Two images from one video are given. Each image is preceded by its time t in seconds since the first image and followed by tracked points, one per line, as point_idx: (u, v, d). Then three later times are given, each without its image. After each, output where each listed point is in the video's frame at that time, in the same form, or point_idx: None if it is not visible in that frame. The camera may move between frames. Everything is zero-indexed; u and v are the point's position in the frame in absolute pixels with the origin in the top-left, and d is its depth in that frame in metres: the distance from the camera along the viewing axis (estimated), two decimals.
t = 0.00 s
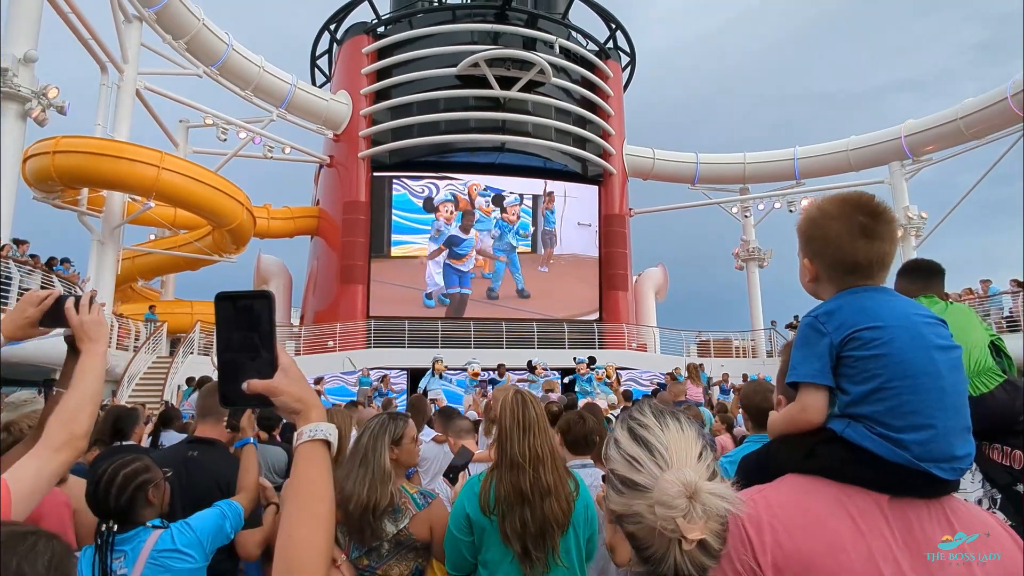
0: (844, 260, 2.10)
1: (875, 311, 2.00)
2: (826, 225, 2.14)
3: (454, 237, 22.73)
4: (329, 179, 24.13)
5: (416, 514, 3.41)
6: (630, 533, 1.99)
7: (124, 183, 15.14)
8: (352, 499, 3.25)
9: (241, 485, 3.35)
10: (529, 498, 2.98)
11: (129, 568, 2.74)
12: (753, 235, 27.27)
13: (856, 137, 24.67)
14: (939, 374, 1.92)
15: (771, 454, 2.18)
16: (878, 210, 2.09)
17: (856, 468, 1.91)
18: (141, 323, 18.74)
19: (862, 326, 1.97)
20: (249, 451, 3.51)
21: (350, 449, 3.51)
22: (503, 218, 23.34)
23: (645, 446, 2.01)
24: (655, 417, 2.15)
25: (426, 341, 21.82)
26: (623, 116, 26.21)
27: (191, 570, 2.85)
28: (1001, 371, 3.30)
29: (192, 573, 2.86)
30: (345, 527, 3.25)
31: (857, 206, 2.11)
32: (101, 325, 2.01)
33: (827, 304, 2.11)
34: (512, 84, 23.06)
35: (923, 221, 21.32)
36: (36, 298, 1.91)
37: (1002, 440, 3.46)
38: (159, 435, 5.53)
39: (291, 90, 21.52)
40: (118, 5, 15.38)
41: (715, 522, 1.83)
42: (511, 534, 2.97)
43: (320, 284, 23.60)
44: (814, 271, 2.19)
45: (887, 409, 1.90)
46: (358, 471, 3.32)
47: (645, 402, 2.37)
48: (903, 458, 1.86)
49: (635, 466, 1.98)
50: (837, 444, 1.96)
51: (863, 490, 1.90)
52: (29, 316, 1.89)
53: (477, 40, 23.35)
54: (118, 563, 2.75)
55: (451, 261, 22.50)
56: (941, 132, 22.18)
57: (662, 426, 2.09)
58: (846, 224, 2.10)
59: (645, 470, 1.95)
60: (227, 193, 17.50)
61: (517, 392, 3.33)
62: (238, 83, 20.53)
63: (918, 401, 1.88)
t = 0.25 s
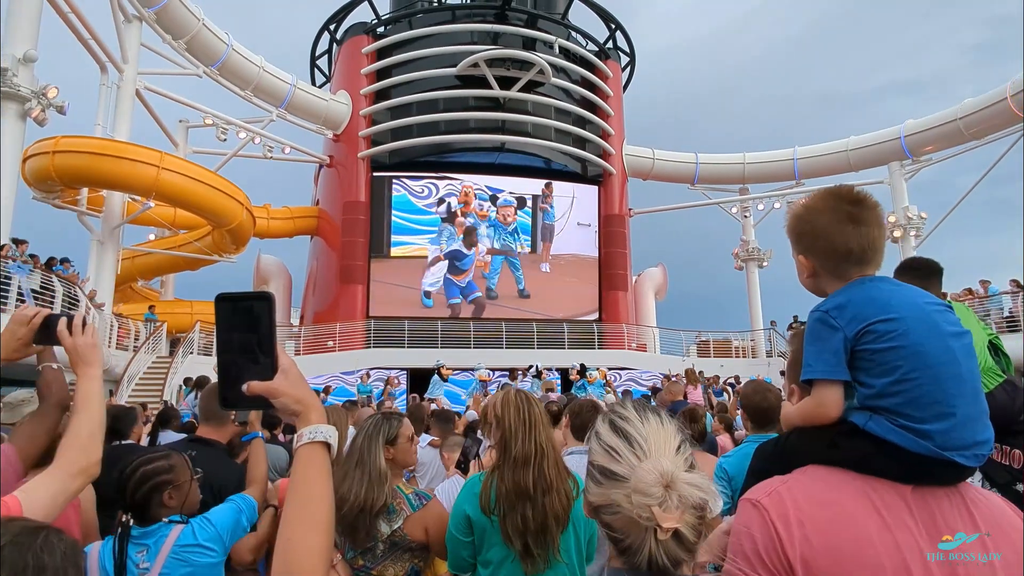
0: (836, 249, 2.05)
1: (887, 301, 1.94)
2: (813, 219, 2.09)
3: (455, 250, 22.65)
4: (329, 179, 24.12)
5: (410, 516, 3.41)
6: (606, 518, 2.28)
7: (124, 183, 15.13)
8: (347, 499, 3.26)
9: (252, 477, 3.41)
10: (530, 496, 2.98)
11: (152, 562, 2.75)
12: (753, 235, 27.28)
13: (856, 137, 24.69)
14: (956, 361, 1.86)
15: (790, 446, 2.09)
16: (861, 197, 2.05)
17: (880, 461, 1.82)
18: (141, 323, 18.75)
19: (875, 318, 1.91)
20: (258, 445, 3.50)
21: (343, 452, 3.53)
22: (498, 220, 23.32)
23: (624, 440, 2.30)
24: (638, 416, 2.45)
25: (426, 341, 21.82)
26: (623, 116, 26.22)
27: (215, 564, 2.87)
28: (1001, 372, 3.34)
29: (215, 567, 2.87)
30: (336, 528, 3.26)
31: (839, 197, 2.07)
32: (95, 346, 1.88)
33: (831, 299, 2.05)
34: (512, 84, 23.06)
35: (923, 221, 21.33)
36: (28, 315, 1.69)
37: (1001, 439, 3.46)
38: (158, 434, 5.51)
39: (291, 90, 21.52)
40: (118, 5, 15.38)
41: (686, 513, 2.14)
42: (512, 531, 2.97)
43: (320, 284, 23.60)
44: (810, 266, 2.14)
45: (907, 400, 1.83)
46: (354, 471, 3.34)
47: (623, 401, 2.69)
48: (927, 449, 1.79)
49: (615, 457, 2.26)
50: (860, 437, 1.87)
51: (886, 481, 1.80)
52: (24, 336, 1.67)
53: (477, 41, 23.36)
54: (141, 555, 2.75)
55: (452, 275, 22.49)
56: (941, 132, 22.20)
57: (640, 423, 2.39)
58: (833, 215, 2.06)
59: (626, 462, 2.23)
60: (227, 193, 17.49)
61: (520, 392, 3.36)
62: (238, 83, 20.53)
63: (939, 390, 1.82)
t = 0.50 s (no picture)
0: (842, 263, 2.07)
1: (902, 319, 1.95)
2: (818, 233, 2.13)
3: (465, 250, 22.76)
4: (329, 179, 24.11)
5: (412, 517, 3.37)
6: (571, 511, 2.00)
7: (124, 183, 15.12)
8: (346, 499, 3.27)
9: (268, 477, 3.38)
10: (533, 493, 2.99)
11: (184, 566, 2.73)
12: (753, 235, 27.27)
13: (856, 137, 24.68)
14: (974, 378, 1.89)
15: (805, 464, 2.03)
16: (867, 212, 2.09)
17: (902, 478, 1.79)
18: (141, 323, 18.74)
19: (894, 336, 1.92)
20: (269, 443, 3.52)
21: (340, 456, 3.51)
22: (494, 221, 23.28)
23: (590, 426, 2.06)
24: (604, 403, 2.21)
25: (426, 341, 21.82)
26: (623, 116, 26.21)
27: (243, 565, 2.86)
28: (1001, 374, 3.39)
29: (243, 568, 2.86)
30: (336, 527, 3.27)
31: (846, 211, 2.10)
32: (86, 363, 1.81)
33: (844, 315, 2.05)
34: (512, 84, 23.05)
35: (923, 221, 21.32)
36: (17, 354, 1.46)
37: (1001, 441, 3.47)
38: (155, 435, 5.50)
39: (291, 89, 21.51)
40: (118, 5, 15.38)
41: (651, 499, 1.92)
42: (513, 531, 2.97)
43: (320, 284, 23.59)
44: (816, 281, 2.16)
45: (928, 418, 1.83)
46: (353, 472, 3.35)
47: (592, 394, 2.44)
48: (948, 464, 1.77)
49: (579, 444, 2.02)
50: (879, 454, 1.85)
51: (908, 495, 1.78)
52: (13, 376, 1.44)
53: (477, 41, 23.35)
54: (173, 559, 2.73)
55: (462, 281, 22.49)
56: (941, 132, 22.18)
57: (608, 410, 2.15)
58: (839, 230, 2.10)
59: (588, 449, 1.99)
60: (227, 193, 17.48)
61: (516, 391, 3.38)
62: (238, 83, 20.52)
63: (958, 405, 1.83)
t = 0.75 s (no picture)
0: (845, 256, 2.16)
1: (910, 307, 2.02)
2: (822, 228, 2.23)
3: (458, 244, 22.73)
4: (329, 178, 24.08)
5: (413, 521, 3.39)
6: (546, 510, 1.91)
7: (124, 183, 15.10)
8: (351, 500, 3.24)
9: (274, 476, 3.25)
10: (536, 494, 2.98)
11: (210, 567, 2.67)
12: (753, 235, 27.26)
13: (856, 137, 24.68)
14: (977, 364, 1.97)
15: (813, 455, 1.92)
16: (868, 211, 2.20)
17: (921, 464, 1.76)
18: (140, 324, 18.73)
19: (906, 322, 1.98)
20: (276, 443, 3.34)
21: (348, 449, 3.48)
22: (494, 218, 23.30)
23: (567, 427, 2.07)
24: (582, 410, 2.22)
25: (426, 341, 21.80)
26: (623, 116, 26.21)
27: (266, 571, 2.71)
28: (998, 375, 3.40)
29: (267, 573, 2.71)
30: (340, 530, 3.25)
31: (850, 208, 2.22)
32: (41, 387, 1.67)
33: (853, 304, 2.11)
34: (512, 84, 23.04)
35: (923, 221, 21.32)
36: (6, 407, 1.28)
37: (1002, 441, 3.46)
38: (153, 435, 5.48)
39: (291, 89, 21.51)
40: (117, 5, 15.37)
41: (623, 499, 1.86)
42: (515, 532, 2.95)
43: (320, 284, 23.58)
44: (817, 274, 2.25)
45: (941, 403, 1.87)
46: (357, 471, 3.31)
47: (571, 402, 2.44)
48: (964, 448, 1.80)
49: (556, 443, 2.01)
50: (895, 441, 1.82)
51: (924, 485, 1.73)
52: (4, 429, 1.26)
53: (477, 41, 23.34)
54: (199, 559, 2.68)
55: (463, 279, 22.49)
56: (941, 132, 22.18)
57: (585, 414, 2.16)
58: (843, 225, 2.20)
59: (562, 448, 1.99)
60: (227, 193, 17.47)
61: (518, 392, 3.38)
62: (238, 83, 20.52)
63: (968, 390, 1.90)
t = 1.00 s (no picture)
0: (848, 269, 2.17)
1: (915, 315, 2.04)
2: (824, 240, 2.23)
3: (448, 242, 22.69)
4: (329, 179, 24.08)
5: (417, 521, 3.41)
6: (537, 504, 1.90)
7: (124, 183, 15.09)
8: (357, 499, 3.22)
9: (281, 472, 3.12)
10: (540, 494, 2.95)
11: (221, 567, 2.66)
12: (753, 235, 27.26)
13: (856, 137, 24.67)
14: (982, 369, 1.99)
15: (822, 465, 1.87)
16: (868, 221, 2.21)
17: (930, 471, 1.76)
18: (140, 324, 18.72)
19: (914, 330, 1.99)
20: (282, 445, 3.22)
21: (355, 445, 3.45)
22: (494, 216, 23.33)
23: (559, 421, 2.02)
24: (574, 400, 2.16)
25: (426, 340, 21.80)
26: (623, 116, 26.19)
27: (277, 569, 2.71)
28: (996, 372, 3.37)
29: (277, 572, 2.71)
30: (345, 530, 3.21)
31: (849, 220, 2.23)
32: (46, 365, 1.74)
33: (859, 314, 2.11)
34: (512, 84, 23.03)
35: (923, 221, 21.32)
36: None
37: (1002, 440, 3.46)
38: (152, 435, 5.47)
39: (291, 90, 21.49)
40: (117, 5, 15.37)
41: (612, 496, 1.85)
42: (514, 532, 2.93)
43: (320, 284, 23.58)
44: (820, 287, 2.24)
45: (950, 409, 1.88)
46: (363, 471, 3.30)
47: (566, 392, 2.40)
48: (971, 454, 1.82)
49: (548, 437, 1.97)
50: (907, 449, 1.81)
51: (929, 490, 1.74)
52: None
53: (477, 40, 23.32)
54: (210, 560, 2.67)
55: (447, 268, 22.51)
56: (941, 132, 22.17)
57: (579, 407, 2.11)
58: (843, 236, 2.20)
59: (552, 443, 1.94)
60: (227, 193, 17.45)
61: (518, 391, 3.38)
62: (238, 83, 20.50)
63: (974, 395, 1.92)
